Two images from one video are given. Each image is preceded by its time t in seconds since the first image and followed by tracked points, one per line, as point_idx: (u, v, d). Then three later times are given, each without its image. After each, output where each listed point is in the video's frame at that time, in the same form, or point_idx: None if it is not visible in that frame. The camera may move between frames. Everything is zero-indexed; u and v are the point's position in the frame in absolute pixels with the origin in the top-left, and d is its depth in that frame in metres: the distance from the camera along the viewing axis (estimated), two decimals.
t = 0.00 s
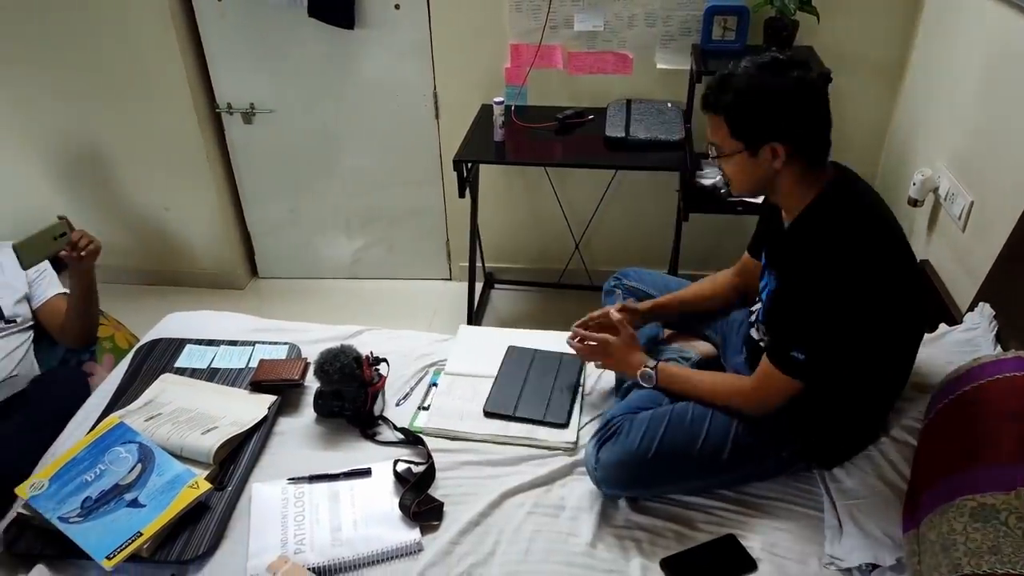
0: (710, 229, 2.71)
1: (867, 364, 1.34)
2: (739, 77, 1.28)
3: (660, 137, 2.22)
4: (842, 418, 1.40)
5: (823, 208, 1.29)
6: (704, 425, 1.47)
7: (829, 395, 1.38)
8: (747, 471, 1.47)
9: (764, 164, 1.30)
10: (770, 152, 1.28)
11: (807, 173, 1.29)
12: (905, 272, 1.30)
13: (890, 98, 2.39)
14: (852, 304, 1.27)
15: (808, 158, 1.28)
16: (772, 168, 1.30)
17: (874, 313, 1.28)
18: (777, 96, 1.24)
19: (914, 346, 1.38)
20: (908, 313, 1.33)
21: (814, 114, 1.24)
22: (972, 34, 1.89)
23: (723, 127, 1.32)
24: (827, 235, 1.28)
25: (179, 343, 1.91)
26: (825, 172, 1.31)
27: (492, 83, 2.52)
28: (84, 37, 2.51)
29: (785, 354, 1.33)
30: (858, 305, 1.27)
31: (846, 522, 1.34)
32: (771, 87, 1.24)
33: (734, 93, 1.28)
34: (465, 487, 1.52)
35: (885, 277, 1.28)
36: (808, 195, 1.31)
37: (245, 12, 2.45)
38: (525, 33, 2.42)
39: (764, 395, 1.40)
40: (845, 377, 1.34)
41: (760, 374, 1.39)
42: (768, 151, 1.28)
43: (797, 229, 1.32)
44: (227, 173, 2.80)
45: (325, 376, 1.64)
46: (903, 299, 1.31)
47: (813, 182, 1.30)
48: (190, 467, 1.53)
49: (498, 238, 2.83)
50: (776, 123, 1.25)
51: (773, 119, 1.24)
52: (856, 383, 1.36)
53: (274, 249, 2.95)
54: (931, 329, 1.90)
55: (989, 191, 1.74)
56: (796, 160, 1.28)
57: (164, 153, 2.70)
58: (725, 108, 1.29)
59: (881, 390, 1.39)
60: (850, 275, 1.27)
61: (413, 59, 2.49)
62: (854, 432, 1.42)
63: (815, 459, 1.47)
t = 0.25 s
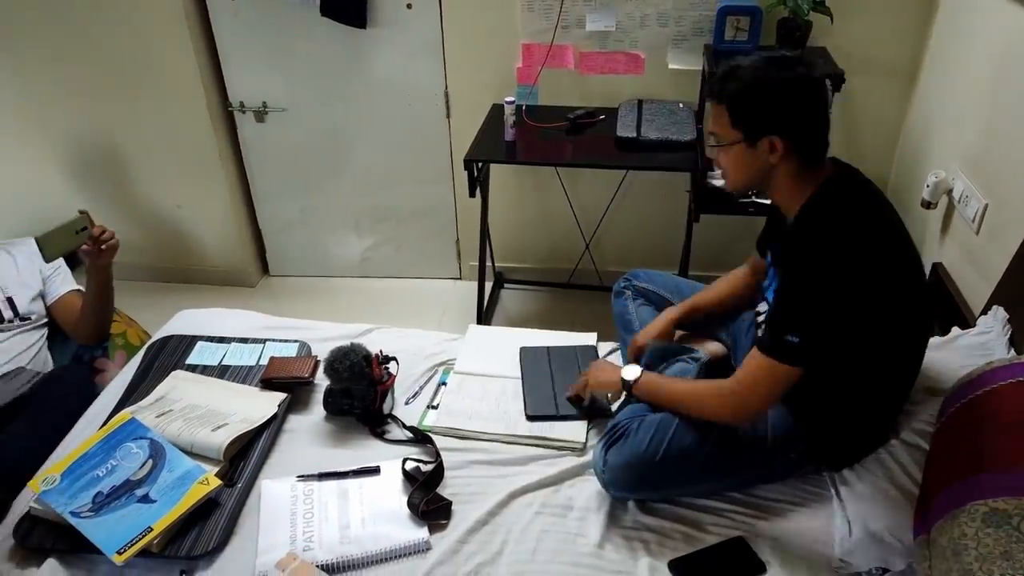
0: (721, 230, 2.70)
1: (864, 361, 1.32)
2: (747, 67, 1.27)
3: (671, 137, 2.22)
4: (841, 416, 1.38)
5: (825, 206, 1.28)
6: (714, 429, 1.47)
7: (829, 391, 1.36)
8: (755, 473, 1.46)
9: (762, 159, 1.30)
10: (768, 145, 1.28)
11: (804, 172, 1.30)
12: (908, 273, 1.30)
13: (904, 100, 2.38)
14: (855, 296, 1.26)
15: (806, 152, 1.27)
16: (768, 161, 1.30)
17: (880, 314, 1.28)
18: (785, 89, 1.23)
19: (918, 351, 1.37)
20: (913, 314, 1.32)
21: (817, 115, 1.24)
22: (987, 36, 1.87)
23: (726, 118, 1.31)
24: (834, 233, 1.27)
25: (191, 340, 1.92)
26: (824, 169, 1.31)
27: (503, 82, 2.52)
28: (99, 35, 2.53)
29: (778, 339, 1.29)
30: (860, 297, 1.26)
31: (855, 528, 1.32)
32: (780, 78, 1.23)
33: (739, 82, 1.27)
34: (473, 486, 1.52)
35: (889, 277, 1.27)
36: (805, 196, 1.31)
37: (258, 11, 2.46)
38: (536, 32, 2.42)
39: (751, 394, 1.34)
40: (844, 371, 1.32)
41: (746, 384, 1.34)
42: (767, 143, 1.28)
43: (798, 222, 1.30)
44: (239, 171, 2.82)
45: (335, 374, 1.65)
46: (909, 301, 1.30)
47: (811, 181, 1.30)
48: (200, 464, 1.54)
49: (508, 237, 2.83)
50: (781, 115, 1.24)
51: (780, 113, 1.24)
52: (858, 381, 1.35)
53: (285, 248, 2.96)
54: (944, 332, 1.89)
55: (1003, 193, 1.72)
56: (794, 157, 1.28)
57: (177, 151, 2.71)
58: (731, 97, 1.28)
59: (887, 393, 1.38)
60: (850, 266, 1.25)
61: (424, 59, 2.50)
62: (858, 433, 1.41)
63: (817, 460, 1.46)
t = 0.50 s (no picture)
0: (731, 231, 2.69)
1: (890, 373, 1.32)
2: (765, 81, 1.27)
3: (682, 137, 2.21)
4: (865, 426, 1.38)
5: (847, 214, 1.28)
6: (723, 429, 1.47)
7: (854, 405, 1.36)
8: (765, 477, 1.46)
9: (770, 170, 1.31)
10: (778, 158, 1.28)
11: (817, 183, 1.30)
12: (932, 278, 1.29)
13: (918, 102, 2.36)
14: (880, 308, 1.26)
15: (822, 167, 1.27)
16: (778, 174, 1.31)
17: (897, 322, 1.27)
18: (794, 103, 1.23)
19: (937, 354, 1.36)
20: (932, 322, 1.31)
21: (833, 127, 1.24)
22: (1002, 37, 1.86)
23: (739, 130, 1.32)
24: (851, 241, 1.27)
25: (202, 337, 1.93)
26: (840, 179, 1.31)
27: (514, 82, 2.52)
28: (113, 33, 2.55)
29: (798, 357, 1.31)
30: (885, 309, 1.26)
31: (865, 528, 1.33)
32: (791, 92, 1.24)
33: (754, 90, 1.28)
34: (481, 485, 1.52)
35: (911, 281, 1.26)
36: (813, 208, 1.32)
37: (271, 10, 2.47)
38: (548, 32, 2.42)
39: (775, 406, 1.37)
40: (869, 385, 1.32)
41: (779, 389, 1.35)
42: (776, 157, 1.28)
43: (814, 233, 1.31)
44: (250, 169, 2.83)
45: (345, 373, 1.66)
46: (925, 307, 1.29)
47: (824, 192, 1.30)
48: (210, 460, 1.55)
49: (518, 237, 2.83)
50: (791, 128, 1.24)
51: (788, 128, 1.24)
52: (882, 392, 1.34)
53: (295, 246, 2.98)
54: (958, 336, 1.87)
55: (1018, 195, 1.71)
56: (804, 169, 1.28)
57: (190, 149, 2.73)
58: (743, 107, 1.29)
59: (903, 399, 1.37)
60: (877, 278, 1.25)
61: (436, 58, 2.50)
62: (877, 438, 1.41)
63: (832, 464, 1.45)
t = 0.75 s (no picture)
0: (743, 232, 2.68)
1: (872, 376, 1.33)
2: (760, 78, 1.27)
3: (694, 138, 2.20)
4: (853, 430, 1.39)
5: (816, 215, 1.30)
6: (726, 425, 1.47)
7: (836, 407, 1.37)
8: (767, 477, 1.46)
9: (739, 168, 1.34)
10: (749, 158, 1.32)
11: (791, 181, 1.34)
12: (906, 279, 1.32)
13: (932, 103, 2.35)
14: (854, 308, 1.28)
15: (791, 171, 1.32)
16: (743, 175, 1.35)
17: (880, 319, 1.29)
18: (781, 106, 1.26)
19: (920, 356, 1.38)
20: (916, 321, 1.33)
21: (805, 136, 1.27)
22: (1017, 38, 1.84)
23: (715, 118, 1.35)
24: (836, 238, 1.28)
25: (213, 334, 1.94)
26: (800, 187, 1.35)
27: (526, 82, 2.52)
28: (127, 32, 2.56)
29: (776, 363, 1.39)
30: (865, 311, 1.28)
31: (876, 534, 1.32)
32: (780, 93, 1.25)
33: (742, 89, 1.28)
34: (490, 484, 1.53)
35: (887, 283, 1.29)
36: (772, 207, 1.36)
37: (283, 9, 2.48)
38: (560, 32, 2.42)
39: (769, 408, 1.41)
40: (851, 386, 1.34)
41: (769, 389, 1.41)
42: (746, 158, 1.32)
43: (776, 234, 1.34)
44: (262, 167, 2.84)
45: (354, 371, 1.67)
46: (906, 305, 1.32)
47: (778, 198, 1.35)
48: (221, 457, 1.56)
49: (528, 236, 2.83)
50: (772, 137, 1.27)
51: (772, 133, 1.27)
52: (869, 395, 1.35)
53: (306, 244, 2.99)
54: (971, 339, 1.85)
55: None
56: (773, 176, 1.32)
57: (203, 148, 2.74)
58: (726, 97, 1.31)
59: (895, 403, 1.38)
60: (846, 278, 1.27)
61: (447, 58, 2.50)
62: (871, 441, 1.41)
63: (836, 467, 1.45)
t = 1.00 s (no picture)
0: (753, 233, 2.67)
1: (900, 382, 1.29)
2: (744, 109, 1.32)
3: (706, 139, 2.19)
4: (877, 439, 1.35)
5: (862, 220, 1.27)
6: (740, 427, 1.46)
7: (861, 414, 1.33)
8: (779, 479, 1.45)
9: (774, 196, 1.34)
10: (772, 184, 1.32)
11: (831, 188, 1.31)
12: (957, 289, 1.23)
13: (946, 105, 2.33)
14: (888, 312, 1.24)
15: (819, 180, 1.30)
16: (780, 198, 1.34)
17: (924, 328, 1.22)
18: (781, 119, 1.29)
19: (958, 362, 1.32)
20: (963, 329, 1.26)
21: (806, 144, 1.29)
22: None
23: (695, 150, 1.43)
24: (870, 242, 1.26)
25: (224, 332, 1.95)
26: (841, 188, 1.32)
27: (537, 83, 2.52)
28: (140, 31, 2.58)
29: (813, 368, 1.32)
30: (892, 317, 1.23)
31: (885, 540, 1.31)
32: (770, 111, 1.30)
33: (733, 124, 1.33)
34: (498, 484, 1.53)
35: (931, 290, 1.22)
36: (835, 218, 1.31)
37: (296, 9, 2.49)
38: (571, 33, 2.42)
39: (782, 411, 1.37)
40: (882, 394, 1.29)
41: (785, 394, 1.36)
42: (771, 183, 1.32)
43: (832, 246, 1.31)
44: (274, 166, 2.86)
45: (364, 370, 1.67)
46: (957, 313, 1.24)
47: (830, 203, 1.31)
48: (231, 454, 1.56)
49: (538, 237, 2.82)
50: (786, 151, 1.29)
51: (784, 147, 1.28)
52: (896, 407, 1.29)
53: (317, 244, 3.00)
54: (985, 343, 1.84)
55: None
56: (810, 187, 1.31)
57: (215, 147, 2.76)
58: (720, 155, 1.35)
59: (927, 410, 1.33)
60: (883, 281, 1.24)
61: (458, 58, 2.51)
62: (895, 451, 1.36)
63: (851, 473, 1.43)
